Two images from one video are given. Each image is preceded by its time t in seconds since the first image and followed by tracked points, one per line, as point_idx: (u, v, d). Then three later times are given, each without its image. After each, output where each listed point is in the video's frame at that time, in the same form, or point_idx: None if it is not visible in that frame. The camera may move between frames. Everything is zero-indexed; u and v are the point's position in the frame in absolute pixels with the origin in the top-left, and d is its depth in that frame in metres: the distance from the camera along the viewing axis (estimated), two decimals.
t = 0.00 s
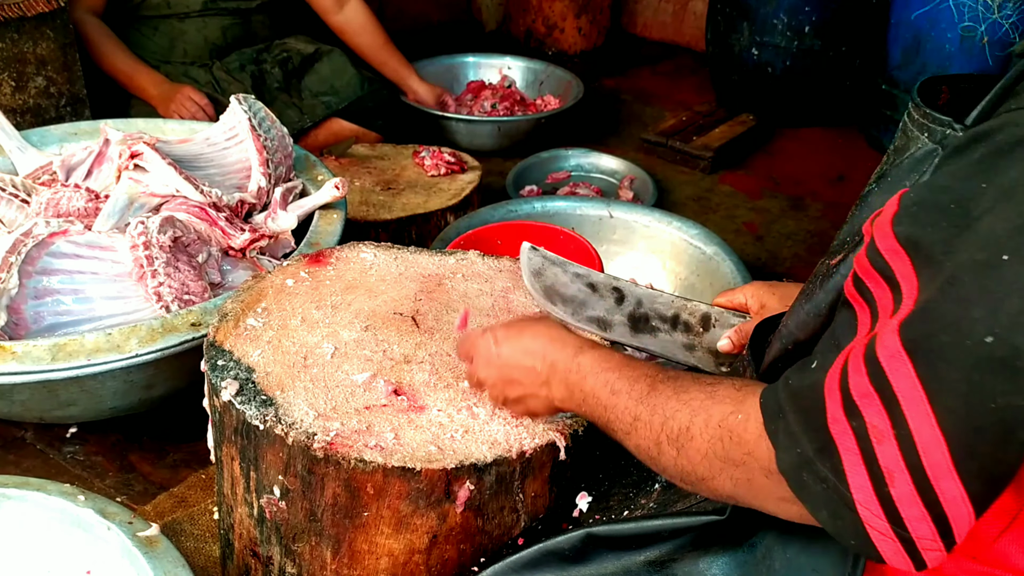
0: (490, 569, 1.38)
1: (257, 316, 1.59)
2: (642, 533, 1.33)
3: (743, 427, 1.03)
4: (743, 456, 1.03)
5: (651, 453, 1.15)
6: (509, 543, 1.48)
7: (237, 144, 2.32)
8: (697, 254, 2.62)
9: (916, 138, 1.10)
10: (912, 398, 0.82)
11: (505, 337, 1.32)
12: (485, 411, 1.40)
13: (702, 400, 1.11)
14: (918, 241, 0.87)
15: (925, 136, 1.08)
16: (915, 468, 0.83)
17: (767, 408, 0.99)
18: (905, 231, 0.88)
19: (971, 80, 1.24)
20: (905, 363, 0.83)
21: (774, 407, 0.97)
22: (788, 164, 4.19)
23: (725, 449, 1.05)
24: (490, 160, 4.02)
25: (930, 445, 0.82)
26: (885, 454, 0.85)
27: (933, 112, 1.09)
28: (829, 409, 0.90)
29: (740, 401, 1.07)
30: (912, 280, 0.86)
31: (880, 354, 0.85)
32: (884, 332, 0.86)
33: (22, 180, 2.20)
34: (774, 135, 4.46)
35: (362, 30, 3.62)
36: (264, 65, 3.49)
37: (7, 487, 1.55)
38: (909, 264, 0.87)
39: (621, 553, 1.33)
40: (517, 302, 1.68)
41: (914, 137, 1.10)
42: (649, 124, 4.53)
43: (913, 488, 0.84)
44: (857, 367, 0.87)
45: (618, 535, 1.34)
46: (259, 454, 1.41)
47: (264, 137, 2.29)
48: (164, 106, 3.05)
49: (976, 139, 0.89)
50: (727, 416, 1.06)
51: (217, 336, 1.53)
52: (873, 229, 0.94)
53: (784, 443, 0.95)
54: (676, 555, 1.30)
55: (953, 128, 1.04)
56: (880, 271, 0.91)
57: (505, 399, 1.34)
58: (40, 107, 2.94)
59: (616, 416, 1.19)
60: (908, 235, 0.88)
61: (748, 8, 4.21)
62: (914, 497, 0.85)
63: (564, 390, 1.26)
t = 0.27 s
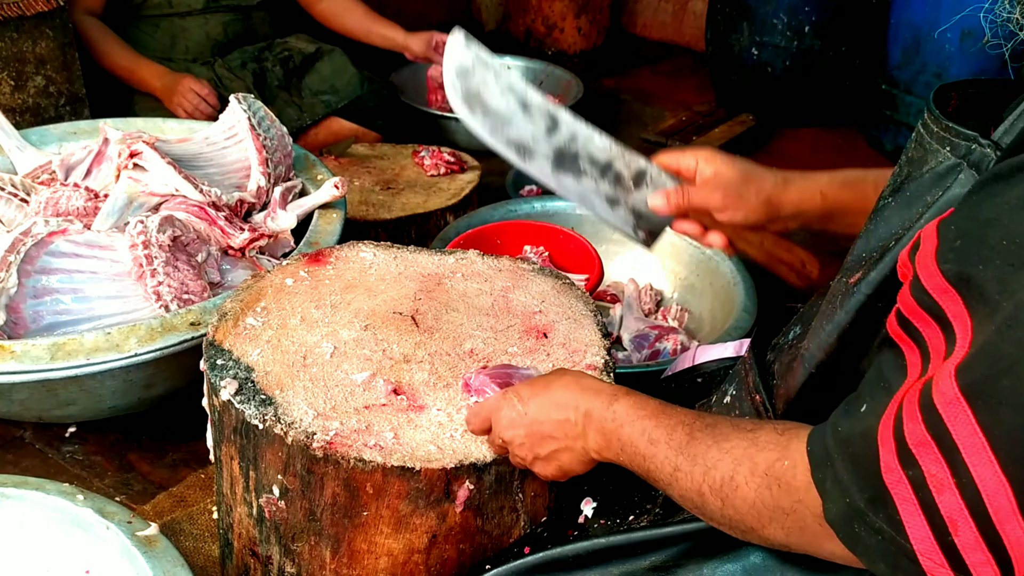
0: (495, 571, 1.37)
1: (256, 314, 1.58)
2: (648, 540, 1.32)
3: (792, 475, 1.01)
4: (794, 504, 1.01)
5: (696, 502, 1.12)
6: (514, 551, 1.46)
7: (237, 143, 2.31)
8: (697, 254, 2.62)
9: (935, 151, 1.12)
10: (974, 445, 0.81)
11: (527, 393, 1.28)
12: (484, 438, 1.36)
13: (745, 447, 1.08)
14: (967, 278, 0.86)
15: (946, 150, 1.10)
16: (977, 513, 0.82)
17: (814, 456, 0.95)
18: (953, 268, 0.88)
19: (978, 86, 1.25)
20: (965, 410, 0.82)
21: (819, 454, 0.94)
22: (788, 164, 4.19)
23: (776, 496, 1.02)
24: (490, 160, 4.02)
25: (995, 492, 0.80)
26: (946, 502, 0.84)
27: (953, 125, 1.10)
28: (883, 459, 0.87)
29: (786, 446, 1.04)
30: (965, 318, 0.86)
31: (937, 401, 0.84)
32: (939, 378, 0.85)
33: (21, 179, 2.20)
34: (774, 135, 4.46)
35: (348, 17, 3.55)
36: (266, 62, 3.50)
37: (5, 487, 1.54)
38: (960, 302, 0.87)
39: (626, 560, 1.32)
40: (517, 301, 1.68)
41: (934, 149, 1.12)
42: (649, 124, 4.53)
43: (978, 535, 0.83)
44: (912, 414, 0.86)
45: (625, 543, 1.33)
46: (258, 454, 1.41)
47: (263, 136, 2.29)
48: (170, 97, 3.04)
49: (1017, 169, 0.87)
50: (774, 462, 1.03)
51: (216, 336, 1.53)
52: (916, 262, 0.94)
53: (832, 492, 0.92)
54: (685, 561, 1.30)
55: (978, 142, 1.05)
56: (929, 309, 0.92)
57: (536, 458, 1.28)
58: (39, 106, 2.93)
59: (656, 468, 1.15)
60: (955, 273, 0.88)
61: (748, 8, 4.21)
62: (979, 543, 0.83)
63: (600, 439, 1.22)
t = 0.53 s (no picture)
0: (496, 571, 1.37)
1: (256, 314, 1.58)
2: (649, 542, 1.33)
3: (779, 469, 1.01)
4: (780, 498, 1.01)
5: (686, 503, 1.12)
6: (513, 551, 1.47)
7: (237, 143, 2.31)
8: (697, 254, 2.62)
9: (934, 157, 1.12)
10: (977, 459, 0.79)
11: (517, 401, 1.28)
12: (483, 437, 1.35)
13: (733, 445, 1.08)
14: (971, 290, 0.85)
15: (945, 156, 1.10)
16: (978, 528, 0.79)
17: (811, 455, 0.96)
18: (956, 279, 0.87)
19: (974, 87, 1.25)
20: (968, 423, 0.80)
21: (818, 456, 0.94)
22: (788, 164, 4.19)
23: (763, 491, 1.03)
24: (489, 160, 4.02)
25: (997, 508, 0.78)
26: (948, 514, 0.82)
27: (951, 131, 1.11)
28: (887, 468, 0.87)
29: (774, 441, 1.04)
30: (968, 329, 0.85)
31: (940, 413, 0.83)
32: (943, 390, 0.84)
33: (21, 178, 2.19)
34: (773, 136, 4.45)
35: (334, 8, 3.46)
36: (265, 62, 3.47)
37: (3, 487, 1.54)
38: (964, 313, 0.86)
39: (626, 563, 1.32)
40: (516, 301, 1.68)
41: (933, 155, 1.12)
42: (649, 124, 4.52)
43: (980, 551, 0.79)
44: (915, 425, 0.85)
45: (625, 546, 1.33)
46: (257, 453, 1.40)
47: (263, 136, 2.29)
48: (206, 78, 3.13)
49: None
50: (761, 457, 1.04)
51: (216, 335, 1.52)
52: (919, 271, 0.93)
53: (836, 495, 0.92)
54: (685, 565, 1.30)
55: (978, 150, 1.06)
56: (930, 317, 0.91)
57: (526, 467, 1.28)
58: (39, 106, 2.93)
59: (646, 471, 1.15)
60: (960, 284, 0.87)
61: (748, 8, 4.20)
62: (981, 559, 0.79)
63: (592, 449, 1.22)
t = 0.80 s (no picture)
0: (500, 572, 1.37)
1: (254, 316, 1.58)
2: (648, 550, 1.33)
3: (773, 481, 1.01)
4: (773, 509, 1.01)
5: (683, 512, 1.12)
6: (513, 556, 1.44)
7: (236, 143, 2.31)
8: (696, 256, 2.62)
9: (914, 168, 1.12)
10: (970, 470, 0.79)
11: (516, 406, 1.29)
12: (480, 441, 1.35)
13: (728, 456, 1.08)
14: (958, 302, 0.87)
15: (927, 168, 1.10)
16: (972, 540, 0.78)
17: (804, 467, 0.95)
18: (942, 290, 0.89)
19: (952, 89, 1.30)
20: (960, 434, 0.81)
21: (812, 468, 0.94)
22: (788, 165, 4.19)
23: (757, 503, 1.02)
24: (489, 160, 4.02)
25: (991, 521, 0.77)
26: (943, 526, 0.81)
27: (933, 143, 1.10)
28: (881, 481, 0.86)
29: (769, 453, 1.04)
30: (956, 341, 0.86)
31: (931, 425, 0.83)
32: (933, 401, 0.84)
33: (19, 179, 2.19)
34: (773, 136, 4.45)
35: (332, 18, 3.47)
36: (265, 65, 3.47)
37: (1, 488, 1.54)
38: (950, 323, 0.88)
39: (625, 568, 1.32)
40: (515, 303, 1.68)
41: (914, 166, 1.11)
42: (648, 124, 4.52)
43: (975, 565, 0.78)
44: (906, 437, 0.85)
45: (624, 552, 1.33)
46: (255, 455, 1.40)
47: (261, 136, 2.29)
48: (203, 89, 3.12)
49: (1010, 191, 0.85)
50: (756, 469, 1.03)
51: (214, 337, 1.52)
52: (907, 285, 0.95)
53: (832, 507, 0.91)
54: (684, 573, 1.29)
55: (961, 162, 1.06)
56: (917, 328, 0.92)
57: (526, 472, 1.29)
58: (38, 106, 2.93)
59: (642, 478, 1.15)
60: (946, 295, 0.88)
61: (747, 9, 4.19)
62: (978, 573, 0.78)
63: (592, 456, 1.21)
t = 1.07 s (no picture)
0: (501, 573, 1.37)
1: (251, 316, 1.58)
2: (647, 557, 1.33)
3: (769, 484, 1.01)
4: (770, 514, 1.00)
5: (678, 517, 1.11)
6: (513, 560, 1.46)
7: (233, 143, 2.31)
8: (695, 255, 2.62)
9: (913, 170, 1.11)
10: (981, 475, 0.79)
11: (509, 413, 1.27)
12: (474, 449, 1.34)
13: (723, 459, 1.08)
14: (963, 305, 0.86)
15: (927, 170, 1.10)
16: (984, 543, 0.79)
17: (807, 471, 0.95)
18: (947, 293, 0.89)
19: (946, 93, 1.30)
20: (970, 442, 0.81)
21: (813, 472, 0.94)
22: (787, 165, 4.19)
23: (752, 507, 1.02)
24: (488, 160, 4.02)
25: (1004, 525, 0.77)
26: (955, 530, 0.81)
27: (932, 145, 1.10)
28: (890, 487, 0.86)
29: (765, 456, 1.04)
30: (959, 344, 0.86)
31: (941, 430, 0.83)
32: (940, 407, 0.84)
33: (17, 179, 2.19)
34: (772, 136, 4.45)
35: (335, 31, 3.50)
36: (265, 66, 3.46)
37: None
38: (954, 327, 0.87)
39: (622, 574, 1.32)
40: (513, 303, 1.68)
41: (913, 169, 1.11)
42: (647, 124, 4.52)
43: (986, 568, 0.79)
44: (915, 443, 0.85)
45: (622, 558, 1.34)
46: (252, 456, 1.40)
47: (260, 136, 2.28)
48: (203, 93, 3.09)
49: (1016, 193, 0.84)
50: (752, 472, 1.03)
51: (211, 337, 1.52)
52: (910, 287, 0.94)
53: (838, 512, 0.90)
54: None
55: (962, 164, 1.05)
56: (918, 330, 0.92)
57: (518, 479, 1.28)
58: (36, 105, 2.92)
59: (637, 483, 1.14)
60: (949, 299, 0.88)
61: (746, 8, 4.19)
62: None
63: (584, 461, 1.21)
